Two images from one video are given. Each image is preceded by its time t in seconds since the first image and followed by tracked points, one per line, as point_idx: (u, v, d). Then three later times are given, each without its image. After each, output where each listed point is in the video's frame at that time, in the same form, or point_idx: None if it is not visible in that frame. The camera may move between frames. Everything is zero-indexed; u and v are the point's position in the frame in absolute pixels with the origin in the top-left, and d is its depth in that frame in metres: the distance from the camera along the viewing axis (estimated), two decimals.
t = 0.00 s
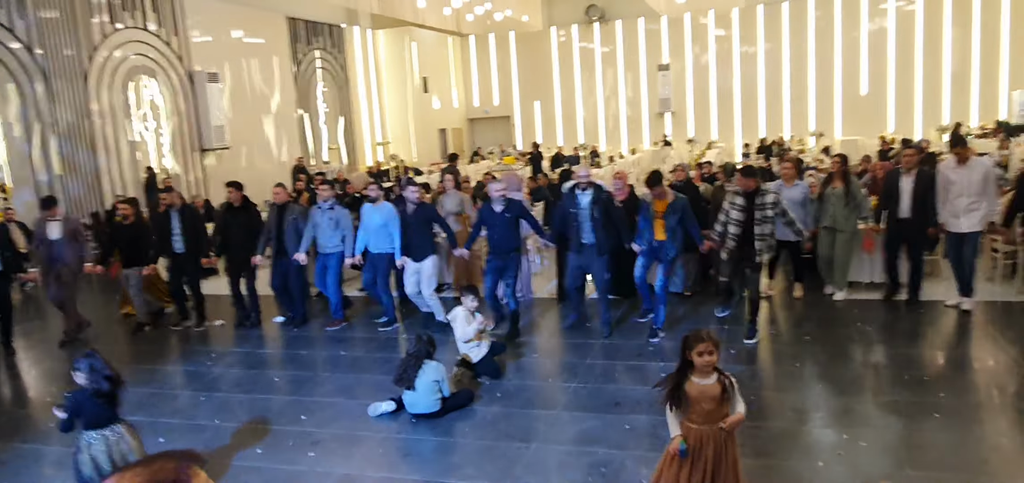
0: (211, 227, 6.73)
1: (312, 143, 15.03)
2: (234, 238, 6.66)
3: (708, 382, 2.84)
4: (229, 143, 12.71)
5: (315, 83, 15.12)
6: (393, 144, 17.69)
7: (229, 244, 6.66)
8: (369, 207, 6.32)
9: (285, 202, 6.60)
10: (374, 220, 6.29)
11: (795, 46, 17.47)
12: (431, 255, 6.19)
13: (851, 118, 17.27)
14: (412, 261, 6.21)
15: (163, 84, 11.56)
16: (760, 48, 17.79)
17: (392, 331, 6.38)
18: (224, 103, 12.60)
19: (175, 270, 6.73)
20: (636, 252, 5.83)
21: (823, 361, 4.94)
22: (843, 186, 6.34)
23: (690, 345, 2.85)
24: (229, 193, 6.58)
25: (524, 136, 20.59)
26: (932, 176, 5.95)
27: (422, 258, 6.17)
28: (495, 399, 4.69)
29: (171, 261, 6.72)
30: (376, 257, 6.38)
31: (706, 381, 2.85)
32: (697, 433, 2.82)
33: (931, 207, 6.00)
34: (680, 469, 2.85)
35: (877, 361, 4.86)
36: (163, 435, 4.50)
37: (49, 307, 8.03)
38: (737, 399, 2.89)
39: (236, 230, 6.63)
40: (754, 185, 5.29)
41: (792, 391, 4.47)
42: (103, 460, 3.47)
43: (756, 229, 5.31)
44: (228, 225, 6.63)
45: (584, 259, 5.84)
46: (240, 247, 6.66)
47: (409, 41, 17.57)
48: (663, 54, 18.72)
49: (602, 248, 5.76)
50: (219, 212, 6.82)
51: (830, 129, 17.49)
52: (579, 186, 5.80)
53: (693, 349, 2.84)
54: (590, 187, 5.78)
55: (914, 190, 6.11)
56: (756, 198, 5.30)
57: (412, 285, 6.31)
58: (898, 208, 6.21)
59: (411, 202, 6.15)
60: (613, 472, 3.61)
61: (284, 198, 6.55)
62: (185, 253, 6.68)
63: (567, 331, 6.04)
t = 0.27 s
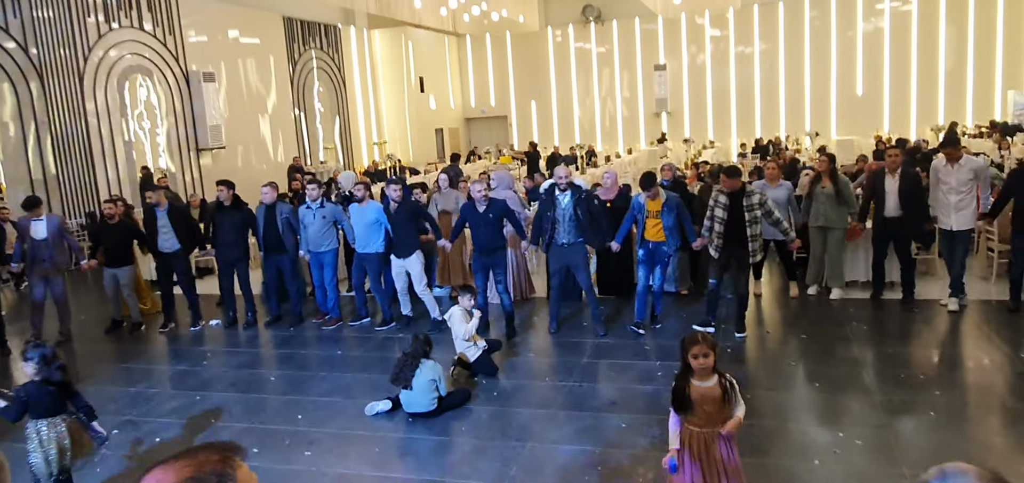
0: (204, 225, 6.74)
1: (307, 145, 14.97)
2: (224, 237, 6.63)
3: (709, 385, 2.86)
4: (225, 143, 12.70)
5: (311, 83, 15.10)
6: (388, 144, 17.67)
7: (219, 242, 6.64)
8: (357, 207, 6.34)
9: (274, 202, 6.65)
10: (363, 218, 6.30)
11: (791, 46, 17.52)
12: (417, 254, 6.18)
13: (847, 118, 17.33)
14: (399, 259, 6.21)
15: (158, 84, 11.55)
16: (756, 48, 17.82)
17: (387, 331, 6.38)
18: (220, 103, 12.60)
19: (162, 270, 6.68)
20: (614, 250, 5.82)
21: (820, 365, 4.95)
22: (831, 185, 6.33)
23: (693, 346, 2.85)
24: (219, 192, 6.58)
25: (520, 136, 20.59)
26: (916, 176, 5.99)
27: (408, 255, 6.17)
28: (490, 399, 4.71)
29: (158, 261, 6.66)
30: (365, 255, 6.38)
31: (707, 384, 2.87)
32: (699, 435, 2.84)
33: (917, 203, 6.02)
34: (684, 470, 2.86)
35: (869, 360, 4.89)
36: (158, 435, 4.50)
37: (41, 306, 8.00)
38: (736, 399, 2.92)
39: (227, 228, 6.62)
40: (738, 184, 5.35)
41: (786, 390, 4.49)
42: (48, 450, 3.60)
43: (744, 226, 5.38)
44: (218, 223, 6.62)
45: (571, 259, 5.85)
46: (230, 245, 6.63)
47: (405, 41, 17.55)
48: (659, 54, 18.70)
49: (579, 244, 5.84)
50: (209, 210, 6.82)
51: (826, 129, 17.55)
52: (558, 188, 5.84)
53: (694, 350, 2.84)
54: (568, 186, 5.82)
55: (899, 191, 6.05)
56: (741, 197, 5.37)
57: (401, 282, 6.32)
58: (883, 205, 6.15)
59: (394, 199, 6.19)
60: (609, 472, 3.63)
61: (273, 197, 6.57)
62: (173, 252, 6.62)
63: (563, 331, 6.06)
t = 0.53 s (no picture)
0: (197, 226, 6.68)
1: (306, 146, 14.96)
2: (215, 239, 6.63)
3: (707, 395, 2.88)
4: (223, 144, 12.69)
5: (310, 84, 15.09)
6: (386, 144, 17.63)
7: (211, 243, 6.65)
8: (347, 209, 6.39)
9: (266, 203, 6.64)
10: (354, 219, 6.35)
11: (789, 47, 17.54)
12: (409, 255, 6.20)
13: (845, 118, 17.35)
14: (390, 260, 6.21)
15: (156, 83, 11.53)
16: (755, 49, 17.84)
17: (383, 331, 6.37)
18: (218, 103, 12.58)
19: (153, 272, 6.68)
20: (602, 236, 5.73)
21: (819, 366, 4.92)
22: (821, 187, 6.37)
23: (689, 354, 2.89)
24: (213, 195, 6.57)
25: (518, 137, 20.59)
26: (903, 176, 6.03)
27: (400, 256, 6.17)
28: (488, 399, 4.71)
29: (148, 263, 6.67)
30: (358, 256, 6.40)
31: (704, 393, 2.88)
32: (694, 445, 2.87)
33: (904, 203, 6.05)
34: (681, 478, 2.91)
35: (867, 360, 4.89)
36: (155, 436, 4.49)
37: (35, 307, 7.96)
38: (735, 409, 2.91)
39: (218, 230, 6.62)
40: (730, 191, 5.34)
41: (784, 390, 4.49)
42: (3, 443, 3.32)
43: (733, 230, 5.41)
44: (209, 226, 6.62)
45: (562, 260, 5.87)
46: (221, 247, 6.63)
47: (404, 42, 17.55)
48: (658, 54, 18.71)
49: (571, 246, 5.84)
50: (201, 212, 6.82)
51: (824, 129, 17.57)
52: (547, 191, 5.85)
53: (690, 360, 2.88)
54: (558, 190, 5.82)
55: (886, 191, 6.08)
56: (732, 202, 5.39)
57: (394, 284, 6.31)
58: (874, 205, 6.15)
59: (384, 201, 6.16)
60: (608, 473, 3.62)
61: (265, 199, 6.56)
62: (162, 255, 6.61)
63: (558, 331, 6.07)
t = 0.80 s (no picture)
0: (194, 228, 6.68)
1: (305, 145, 14.98)
2: (212, 237, 6.61)
3: (700, 416, 2.68)
4: (222, 144, 12.68)
5: (309, 84, 15.08)
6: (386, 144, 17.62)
7: (209, 242, 6.62)
8: (346, 206, 6.34)
9: (263, 201, 6.59)
10: (352, 216, 6.31)
11: (788, 47, 17.55)
12: (406, 253, 6.19)
13: (844, 118, 17.35)
14: (389, 259, 6.20)
15: (155, 84, 11.52)
16: (754, 49, 17.84)
17: (383, 331, 6.37)
18: (217, 103, 12.58)
19: (149, 270, 6.66)
20: (607, 243, 5.85)
21: (819, 364, 4.94)
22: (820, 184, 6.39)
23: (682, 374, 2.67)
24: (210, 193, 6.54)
25: (517, 137, 20.58)
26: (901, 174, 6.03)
27: (398, 255, 6.17)
28: (487, 399, 4.70)
29: (145, 261, 6.65)
30: (356, 254, 6.41)
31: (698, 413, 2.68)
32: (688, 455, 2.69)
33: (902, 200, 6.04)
34: None
35: (866, 360, 4.89)
36: (153, 436, 4.49)
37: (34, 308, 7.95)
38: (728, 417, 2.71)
39: (215, 228, 6.60)
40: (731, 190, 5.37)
41: (784, 390, 4.49)
42: None
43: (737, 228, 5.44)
44: (205, 224, 6.60)
45: (563, 257, 5.89)
46: (218, 245, 6.61)
47: (403, 42, 17.54)
48: (657, 54, 18.72)
49: (568, 243, 5.86)
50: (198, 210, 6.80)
51: (823, 129, 17.57)
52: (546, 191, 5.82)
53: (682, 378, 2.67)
54: (558, 191, 5.79)
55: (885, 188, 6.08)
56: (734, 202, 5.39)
57: (393, 282, 6.30)
58: (872, 204, 6.18)
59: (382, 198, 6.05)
60: (606, 473, 3.62)
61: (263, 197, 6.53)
62: (158, 252, 6.59)
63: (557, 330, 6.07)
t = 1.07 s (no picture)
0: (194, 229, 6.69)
1: (305, 146, 14.99)
2: (212, 239, 6.62)
3: (701, 424, 2.58)
4: (222, 144, 12.68)
5: (309, 85, 15.08)
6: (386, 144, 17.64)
7: (209, 243, 6.63)
8: (346, 207, 6.36)
9: (263, 203, 6.60)
10: (353, 218, 6.31)
11: (787, 48, 17.57)
12: (408, 257, 6.17)
13: (844, 119, 17.36)
14: (390, 262, 6.17)
15: (155, 84, 11.53)
16: (754, 49, 17.84)
17: (384, 332, 6.37)
18: (217, 104, 12.58)
19: (149, 272, 6.67)
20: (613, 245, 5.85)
21: (819, 363, 4.94)
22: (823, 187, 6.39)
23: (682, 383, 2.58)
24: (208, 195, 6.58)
25: (517, 137, 20.59)
26: (900, 177, 6.04)
27: (399, 258, 6.15)
28: (488, 399, 4.71)
29: (145, 262, 6.66)
30: (357, 255, 6.40)
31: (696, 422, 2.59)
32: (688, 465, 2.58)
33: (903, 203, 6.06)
34: None
35: (866, 361, 4.89)
36: (153, 436, 4.49)
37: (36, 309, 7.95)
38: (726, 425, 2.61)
39: (215, 230, 6.61)
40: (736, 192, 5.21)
41: (784, 391, 4.49)
42: None
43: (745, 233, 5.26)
44: (206, 225, 6.61)
45: (567, 263, 5.84)
46: (218, 247, 6.62)
47: (402, 42, 17.55)
48: (657, 54, 18.73)
49: (572, 246, 5.84)
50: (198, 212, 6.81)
51: (823, 130, 17.59)
52: (552, 195, 5.82)
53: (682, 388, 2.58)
54: (562, 193, 5.79)
55: (886, 190, 6.07)
56: (739, 204, 5.24)
57: (394, 286, 6.25)
58: (871, 206, 6.18)
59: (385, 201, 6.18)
60: (606, 473, 3.62)
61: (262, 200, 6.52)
62: (159, 254, 6.62)
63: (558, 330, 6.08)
